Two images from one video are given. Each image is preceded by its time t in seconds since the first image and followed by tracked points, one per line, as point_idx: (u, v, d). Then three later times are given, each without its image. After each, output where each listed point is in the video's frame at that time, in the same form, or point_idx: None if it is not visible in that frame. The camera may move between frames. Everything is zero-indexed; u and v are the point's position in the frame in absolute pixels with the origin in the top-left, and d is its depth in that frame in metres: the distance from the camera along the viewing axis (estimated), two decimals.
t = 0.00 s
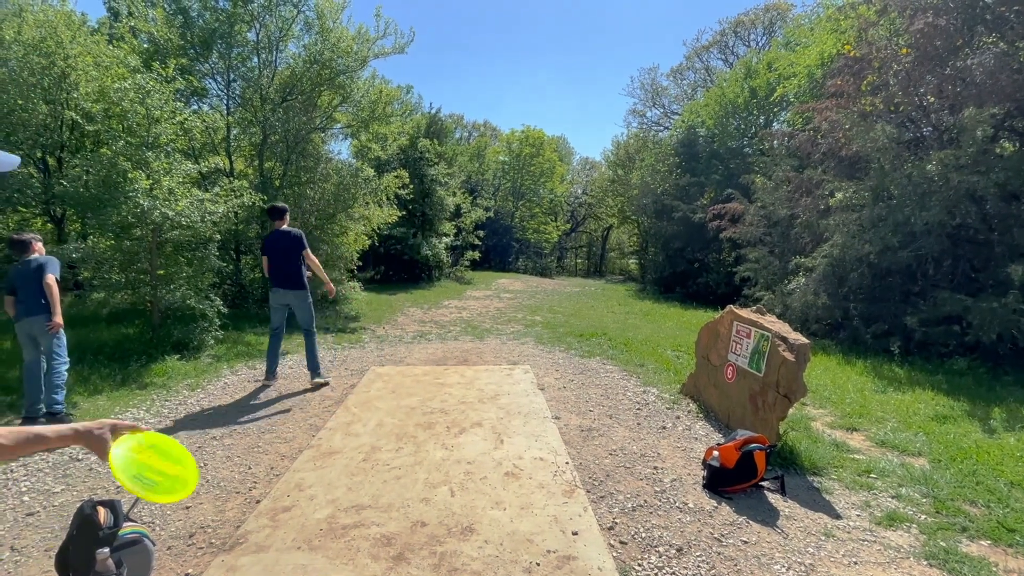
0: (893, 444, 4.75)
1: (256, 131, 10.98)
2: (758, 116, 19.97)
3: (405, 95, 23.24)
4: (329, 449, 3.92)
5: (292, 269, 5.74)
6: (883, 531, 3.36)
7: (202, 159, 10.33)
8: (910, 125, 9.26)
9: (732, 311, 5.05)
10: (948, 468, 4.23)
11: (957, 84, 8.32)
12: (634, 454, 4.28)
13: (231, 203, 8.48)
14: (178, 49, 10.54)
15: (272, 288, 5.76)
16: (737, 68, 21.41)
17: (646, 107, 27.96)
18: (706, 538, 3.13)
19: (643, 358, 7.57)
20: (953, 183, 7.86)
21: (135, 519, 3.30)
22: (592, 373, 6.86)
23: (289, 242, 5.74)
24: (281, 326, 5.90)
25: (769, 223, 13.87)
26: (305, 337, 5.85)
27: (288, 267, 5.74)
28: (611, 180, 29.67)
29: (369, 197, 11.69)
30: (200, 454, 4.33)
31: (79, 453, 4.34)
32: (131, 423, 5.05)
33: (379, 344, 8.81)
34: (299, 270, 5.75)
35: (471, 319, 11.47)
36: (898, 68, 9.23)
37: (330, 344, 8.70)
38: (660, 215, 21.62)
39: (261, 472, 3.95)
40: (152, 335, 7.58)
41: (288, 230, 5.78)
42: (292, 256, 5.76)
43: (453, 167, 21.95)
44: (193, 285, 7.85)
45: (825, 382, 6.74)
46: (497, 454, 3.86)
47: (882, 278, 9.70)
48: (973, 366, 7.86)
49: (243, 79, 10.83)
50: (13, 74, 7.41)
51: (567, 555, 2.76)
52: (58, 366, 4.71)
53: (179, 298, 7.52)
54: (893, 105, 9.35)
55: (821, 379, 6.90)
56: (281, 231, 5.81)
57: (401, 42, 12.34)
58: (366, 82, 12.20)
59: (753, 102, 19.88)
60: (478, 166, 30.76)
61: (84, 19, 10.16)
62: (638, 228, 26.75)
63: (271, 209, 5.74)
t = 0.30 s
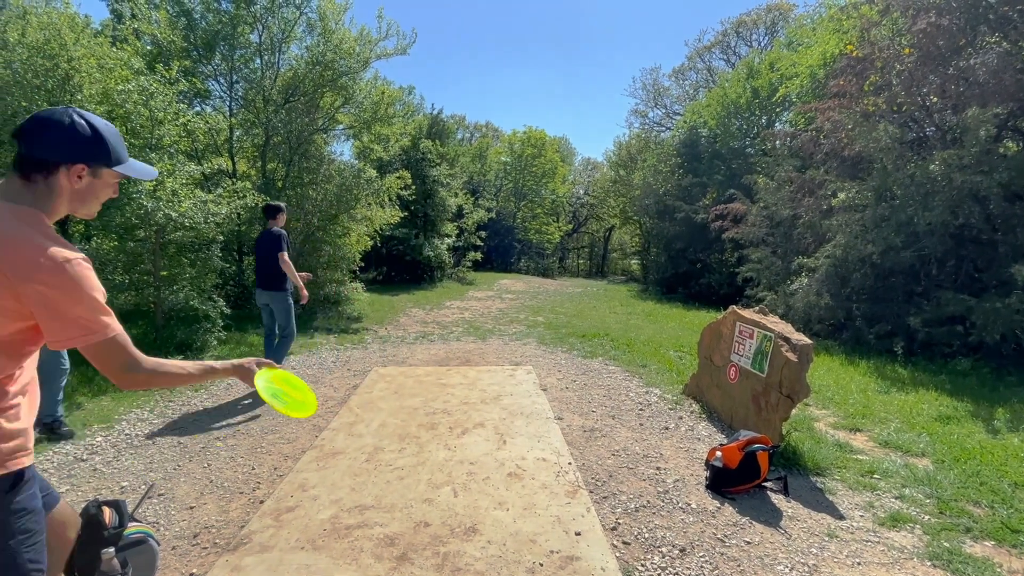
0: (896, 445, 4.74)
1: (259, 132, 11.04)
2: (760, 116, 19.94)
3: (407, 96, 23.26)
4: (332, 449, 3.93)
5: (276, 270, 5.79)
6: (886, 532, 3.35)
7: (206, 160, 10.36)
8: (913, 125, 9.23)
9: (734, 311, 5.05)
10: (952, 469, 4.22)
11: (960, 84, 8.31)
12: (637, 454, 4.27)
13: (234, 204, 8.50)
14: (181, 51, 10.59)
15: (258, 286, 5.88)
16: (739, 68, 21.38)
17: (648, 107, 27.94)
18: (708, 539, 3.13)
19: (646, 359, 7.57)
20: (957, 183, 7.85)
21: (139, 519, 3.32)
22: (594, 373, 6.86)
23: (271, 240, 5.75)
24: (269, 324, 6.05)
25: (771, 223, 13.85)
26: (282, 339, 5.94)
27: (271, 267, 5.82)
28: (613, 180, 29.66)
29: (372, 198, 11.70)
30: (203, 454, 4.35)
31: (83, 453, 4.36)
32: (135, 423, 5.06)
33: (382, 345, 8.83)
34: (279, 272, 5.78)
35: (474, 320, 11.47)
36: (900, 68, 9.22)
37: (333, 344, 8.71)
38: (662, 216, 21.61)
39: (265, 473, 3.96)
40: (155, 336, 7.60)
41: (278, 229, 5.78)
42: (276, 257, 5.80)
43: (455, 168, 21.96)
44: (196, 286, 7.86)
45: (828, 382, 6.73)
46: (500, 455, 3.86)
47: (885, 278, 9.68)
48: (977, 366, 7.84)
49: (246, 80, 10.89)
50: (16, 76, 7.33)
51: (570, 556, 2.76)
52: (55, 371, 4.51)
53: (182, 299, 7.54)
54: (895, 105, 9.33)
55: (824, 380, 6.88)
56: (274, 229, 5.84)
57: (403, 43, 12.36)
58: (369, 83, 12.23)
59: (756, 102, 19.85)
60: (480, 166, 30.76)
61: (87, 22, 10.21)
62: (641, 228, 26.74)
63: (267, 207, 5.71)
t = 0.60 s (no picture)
0: (890, 442, 4.77)
1: (253, 128, 11.05)
2: (756, 114, 19.96)
3: (403, 92, 23.16)
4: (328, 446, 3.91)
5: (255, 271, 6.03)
6: (880, 528, 3.37)
7: (200, 155, 10.28)
8: (908, 124, 9.26)
9: (731, 308, 5.06)
10: (945, 466, 4.25)
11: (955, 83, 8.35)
12: (633, 451, 4.29)
13: (229, 199, 8.45)
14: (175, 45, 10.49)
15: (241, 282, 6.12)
16: (736, 66, 21.40)
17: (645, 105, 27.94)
18: (704, 535, 3.15)
19: (642, 356, 7.59)
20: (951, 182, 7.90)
21: (134, 516, 3.30)
22: (590, 370, 6.88)
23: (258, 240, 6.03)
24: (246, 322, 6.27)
25: (767, 221, 13.90)
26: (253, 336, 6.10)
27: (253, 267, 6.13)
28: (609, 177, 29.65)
29: (368, 194, 11.65)
30: (199, 451, 4.33)
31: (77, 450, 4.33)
32: (129, 420, 5.04)
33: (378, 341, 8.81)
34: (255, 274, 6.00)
35: (470, 317, 11.46)
36: (895, 67, 9.26)
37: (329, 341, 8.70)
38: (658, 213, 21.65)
39: (261, 469, 3.94)
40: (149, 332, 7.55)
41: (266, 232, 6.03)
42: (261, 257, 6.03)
43: (451, 164, 21.89)
44: (190, 282, 7.82)
45: (823, 380, 6.76)
46: (496, 452, 3.86)
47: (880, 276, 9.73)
48: (969, 364, 7.90)
49: (241, 75, 10.78)
50: (7, 70, 7.33)
51: (566, 552, 2.76)
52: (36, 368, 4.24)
53: (177, 295, 7.49)
54: (891, 103, 9.37)
55: (819, 377, 6.91)
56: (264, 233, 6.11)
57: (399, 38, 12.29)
58: (365, 79, 12.18)
59: (752, 100, 19.86)
60: (477, 163, 30.68)
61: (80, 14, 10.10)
62: (637, 226, 26.75)
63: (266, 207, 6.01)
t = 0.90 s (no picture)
0: (891, 441, 4.76)
1: (256, 126, 10.93)
2: (759, 114, 19.91)
3: (405, 91, 23.15)
4: (328, 445, 3.90)
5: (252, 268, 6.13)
6: (881, 528, 3.37)
7: (202, 153, 10.28)
8: (911, 124, 9.24)
9: (732, 308, 5.05)
10: (946, 466, 4.25)
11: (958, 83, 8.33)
12: (633, 450, 4.29)
13: (231, 197, 8.45)
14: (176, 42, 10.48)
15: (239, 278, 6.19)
16: (738, 65, 21.34)
17: (647, 104, 27.89)
18: (704, 534, 3.14)
19: (643, 355, 7.59)
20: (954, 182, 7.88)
21: (135, 513, 3.30)
22: (591, 369, 6.88)
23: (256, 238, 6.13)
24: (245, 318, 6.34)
25: (769, 220, 13.88)
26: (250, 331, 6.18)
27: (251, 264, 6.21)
28: (611, 176, 29.62)
29: (369, 192, 11.65)
30: (200, 448, 4.33)
31: (78, 447, 4.34)
32: (130, 417, 5.05)
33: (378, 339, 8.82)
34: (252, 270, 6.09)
35: (470, 316, 11.46)
36: (899, 66, 9.22)
37: (330, 338, 8.72)
38: (660, 212, 21.64)
39: (261, 467, 3.95)
40: (150, 330, 7.56)
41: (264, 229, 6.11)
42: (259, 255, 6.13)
43: (453, 163, 21.87)
44: (191, 279, 7.84)
45: (824, 380, 6.75)
46: (496, 451, 3.85)
47: (881, 276, 9.72)
48: (971, 364, 7.88)
49: (242, 72, 10.77)
50: (10, 67, 7.30)
51: (566, 550, 2.76)
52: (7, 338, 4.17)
53: (178, 292, 7.50)
54: (894, 103, 9.34)
55: (820, 377, 6.89)
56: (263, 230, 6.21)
57: (401, 37, 12.28)
58: (366, 77, 12.18)
59: (755, 99, 19.79)
60: (478, 161, 30.66)
61: (82, 11, 10.10)
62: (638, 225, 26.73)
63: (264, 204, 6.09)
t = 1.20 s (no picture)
0: (893, 442, 4.76)
1: (258, 124, 10.92)
2: (761, 113, 19.88)
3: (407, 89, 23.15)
4: (328, 444, 3.89)
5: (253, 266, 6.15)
6: (882, 529, 3.36)
7: (204, 151, 10.29)
8: (913, 124, 9.21)
9: (734, 307, 5.04)
10: (948, 467, 4.24)
11: (962, 83, 8.30)
12: (634, 450, 4.28)
13: (233, 195, 8.46)
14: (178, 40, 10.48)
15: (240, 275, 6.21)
16: (741, 64, 21.30)
17: (649, 103, 27.86)
18: (705, 534, 3.14)
19: (644, 355, 7.58)
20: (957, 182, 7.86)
21: (136, 510, 3.31)
22: (592, 368, 6.88)
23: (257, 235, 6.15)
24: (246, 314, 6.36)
25: (771, 220, 13.86)
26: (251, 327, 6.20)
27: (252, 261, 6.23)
28: (612, 176, 29.60)
29: (371, 191, 11.64)
30: (201, 446, 4.34)
31: (80, 444, 4.35)
32: (132, 414, 5.06)
33: (380, 338, 8.82)
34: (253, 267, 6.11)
35: (472, 314, 11.45)
36: (903, 66, 9.19)
37: (331, 337, 8.73)
38: (661, 212, 21.62)
39: (263, 465, 3.95)
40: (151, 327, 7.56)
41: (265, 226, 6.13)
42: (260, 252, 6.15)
43: (455, 162, 21.88)
44: (194, 277, 7.86)
45: (825, 380, 6.74)
46: (497, 449, 3.86)
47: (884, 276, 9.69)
48: (973, 365, 7.86)
49: (244, 70, 10.78)
50: (12, 64, 7.37)
51: (567, 550, 2.76)
52: None
53: (180, 290, 7.52)
54: (897, 103, 9.30)
55: (822, 377, 6.88)
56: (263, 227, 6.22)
57: (404, 35, 12.27)
58: (368, 76, 12.17)
59: (757, 99, 19.74)
60: (480, 160, 30.66)
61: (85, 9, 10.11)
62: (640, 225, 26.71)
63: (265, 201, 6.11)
